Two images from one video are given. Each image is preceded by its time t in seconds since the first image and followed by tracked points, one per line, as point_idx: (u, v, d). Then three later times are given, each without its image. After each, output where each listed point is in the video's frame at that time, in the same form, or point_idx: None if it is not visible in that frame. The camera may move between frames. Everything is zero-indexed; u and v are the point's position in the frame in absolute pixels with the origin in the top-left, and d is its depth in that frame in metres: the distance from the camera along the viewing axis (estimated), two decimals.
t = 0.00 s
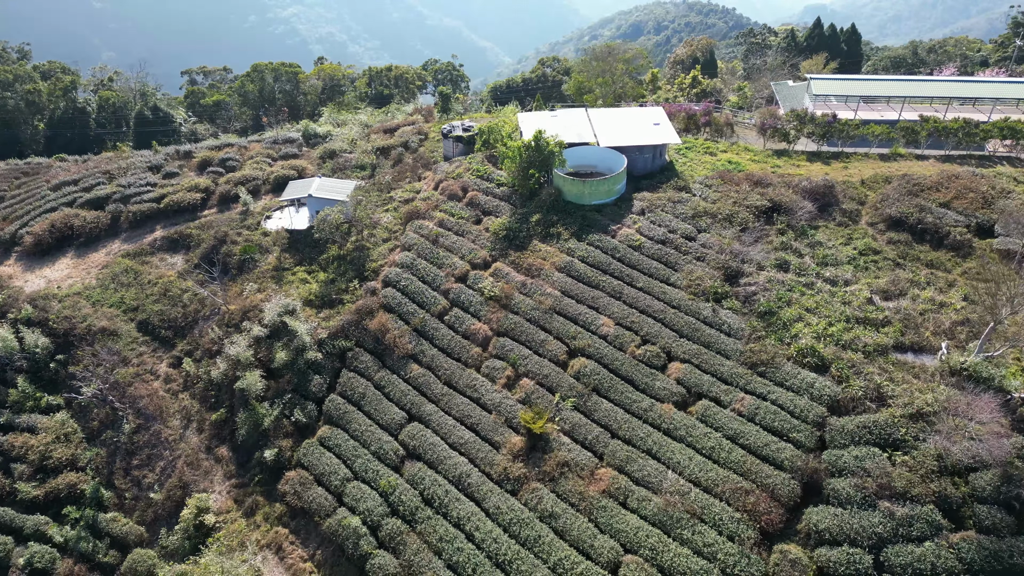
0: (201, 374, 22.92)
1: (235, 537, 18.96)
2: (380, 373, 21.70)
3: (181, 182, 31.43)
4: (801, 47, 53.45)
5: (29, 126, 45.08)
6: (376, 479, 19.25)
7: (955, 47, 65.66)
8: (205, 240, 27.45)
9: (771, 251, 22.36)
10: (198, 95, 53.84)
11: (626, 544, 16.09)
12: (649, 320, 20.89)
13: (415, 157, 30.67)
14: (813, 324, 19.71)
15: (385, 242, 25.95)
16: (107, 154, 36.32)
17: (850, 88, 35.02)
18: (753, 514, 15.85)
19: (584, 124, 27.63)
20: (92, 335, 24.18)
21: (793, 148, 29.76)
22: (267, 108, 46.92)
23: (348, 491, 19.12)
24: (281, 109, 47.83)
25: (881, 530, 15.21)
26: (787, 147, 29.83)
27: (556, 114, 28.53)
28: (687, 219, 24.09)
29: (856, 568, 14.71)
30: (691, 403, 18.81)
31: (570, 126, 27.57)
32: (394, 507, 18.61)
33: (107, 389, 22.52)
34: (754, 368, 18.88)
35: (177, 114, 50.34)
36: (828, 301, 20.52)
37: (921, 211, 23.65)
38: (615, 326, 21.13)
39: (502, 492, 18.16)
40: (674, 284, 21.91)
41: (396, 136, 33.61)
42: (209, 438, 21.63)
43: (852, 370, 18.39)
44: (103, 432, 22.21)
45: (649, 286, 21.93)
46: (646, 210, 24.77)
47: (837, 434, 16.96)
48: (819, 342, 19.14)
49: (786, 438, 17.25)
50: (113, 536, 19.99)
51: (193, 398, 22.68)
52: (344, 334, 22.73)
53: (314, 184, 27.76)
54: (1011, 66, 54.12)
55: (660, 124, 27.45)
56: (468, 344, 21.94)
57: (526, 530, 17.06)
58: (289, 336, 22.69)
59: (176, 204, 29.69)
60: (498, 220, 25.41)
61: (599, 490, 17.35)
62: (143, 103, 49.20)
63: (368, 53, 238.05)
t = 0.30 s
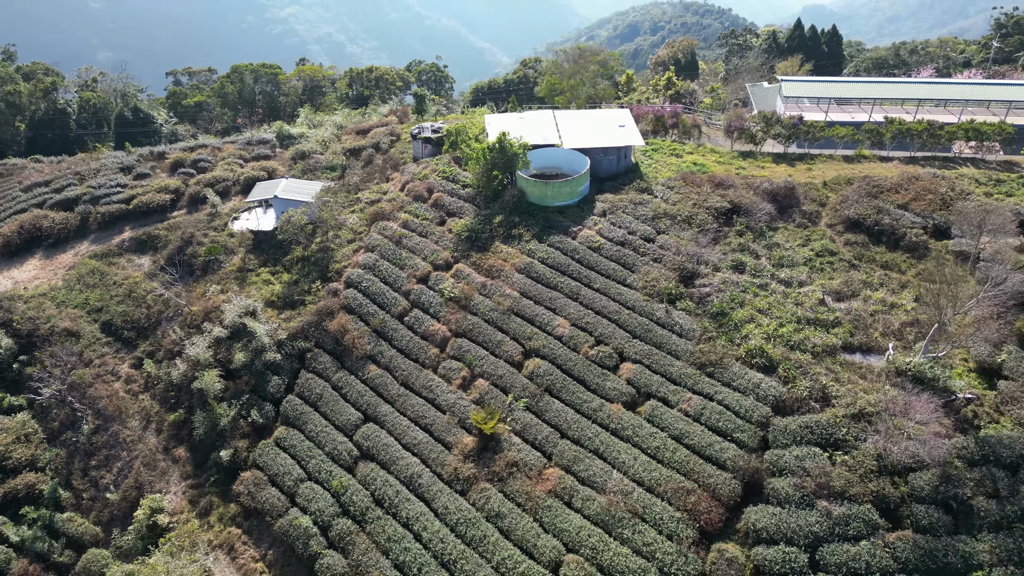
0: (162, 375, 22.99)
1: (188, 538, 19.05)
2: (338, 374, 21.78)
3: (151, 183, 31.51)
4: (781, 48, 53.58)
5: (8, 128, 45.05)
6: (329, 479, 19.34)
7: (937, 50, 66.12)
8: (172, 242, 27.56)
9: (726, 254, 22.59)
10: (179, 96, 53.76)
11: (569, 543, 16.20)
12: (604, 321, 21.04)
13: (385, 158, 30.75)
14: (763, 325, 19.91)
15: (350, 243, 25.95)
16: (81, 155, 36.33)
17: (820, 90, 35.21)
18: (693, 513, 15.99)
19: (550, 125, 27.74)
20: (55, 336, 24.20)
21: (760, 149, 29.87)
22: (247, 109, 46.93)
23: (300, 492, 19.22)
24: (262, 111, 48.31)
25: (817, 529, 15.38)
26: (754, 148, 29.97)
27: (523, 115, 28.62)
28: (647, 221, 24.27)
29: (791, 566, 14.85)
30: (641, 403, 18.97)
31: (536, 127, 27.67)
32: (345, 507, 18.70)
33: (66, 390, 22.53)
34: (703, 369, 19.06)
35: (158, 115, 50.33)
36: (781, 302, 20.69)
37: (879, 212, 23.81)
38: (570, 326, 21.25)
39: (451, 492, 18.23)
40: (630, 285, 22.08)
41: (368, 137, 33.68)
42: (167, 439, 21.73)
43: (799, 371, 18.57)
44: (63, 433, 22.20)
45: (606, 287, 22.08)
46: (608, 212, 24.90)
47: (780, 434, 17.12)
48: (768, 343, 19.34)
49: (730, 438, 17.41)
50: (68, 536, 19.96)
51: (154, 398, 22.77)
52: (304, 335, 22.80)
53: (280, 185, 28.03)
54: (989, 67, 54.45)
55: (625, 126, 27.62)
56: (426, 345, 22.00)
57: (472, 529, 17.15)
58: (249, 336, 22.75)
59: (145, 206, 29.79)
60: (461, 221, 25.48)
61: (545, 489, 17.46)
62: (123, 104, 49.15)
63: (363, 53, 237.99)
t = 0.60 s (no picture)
0: (122, 376, 23.06)
1: (141, 538, 19.15)
2: (295, 375, 21.87)
3: (121, 185, 31.61)
4: (762, 49, 53.77)
5: None
6: (281, 480, 19.43)
7: (921, 52, 66.40)
8: (139, 243, 27.66)
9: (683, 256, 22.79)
10: (161, 96, 53.68)
11: (511, 543, 16.29)
12: (559, 322, 21.15)
13: (354, 160, 30.81)
14: (714, 326, 20.12)
15: (314, 244, 26.02)
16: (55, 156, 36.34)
17: (793, 91, 35.28)
18: (634, 513, 16.12)
19: (516, 127, 27.84)
20: (17, 337, 24.23)
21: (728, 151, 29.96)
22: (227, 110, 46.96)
23: (253, 492, 19.31)
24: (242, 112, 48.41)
25: (754, 528, 15.54)
26: (721, 149, 30.11)
27: (490, 117, 28.71)
28: (607, 222, 24.44)
29: (726, 565, 14.99)
30: (591, 404, 19.09)
31: (502, 129, 27.77)
32: (296, 508, 18.79)
33: (26, 391, 22.57)
34: (652, 369, 19.21)
35: (139, 116, 50.32)
36: (733, 303, 20.89)
37: (837, 214, 23.97)
38: (526, 327, 21.33)
39: (401, 493, 18.30)
40: (587, 286, 22.22)
41: (339, 138, 33.75)
42: (125, 440, 21.82)
43: (746, 371, 18.74)
44: (24, 433, 22.19)
45: (563, 289, 22.19)
46: (569, 214, 25.03)
47: (723, 434, 17.27)
48: (717, 343, 19.53)
49: (674, 438, 17.56)
50: (24, 536, 20.00)
51: (114, 399, 22.87)
52: (264, 336, 22.88)
53: (246, 187, 28.08)
54: (969, 70, 54.80)
55: (590, 127, 27.77)
56: (384, 345, 22.07)
57: (418, 530, 17.24)
58: (209, 338, 22.84)
59: (114, 207, 29.88)
60: (424, 222, 25.55)
61: (492, 490, 17.55)
62: (103, 105, 49.10)
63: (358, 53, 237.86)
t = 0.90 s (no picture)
0: (82, 377, 23.09)
1: (94, 539, 19.21)
2: (253, 376, 21.95)
3: (91, 186, 31.66)
4: (744, 50, 53.95)
5: None
6: (234, 481, 19.51)
7: (906, 53, 66.73)
8: (106, 245, 27.75)
9: (641, 258, 22.96)
10: (142, 98, 53.61)
11: (454, 543, 16.37)
12: (514, 323, 21.23)
13: (323, 161, 30.85)
14: (666, 327, 20.31)
15: (278, 246, 26.09)
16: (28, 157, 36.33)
17: (764, 93, 35.40)
18: (575, 513, 16.23)
19: (482, 129, 27.95)
20: None
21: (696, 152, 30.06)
22: (207, 111, 47.02)
23: (205, 493, 19.39)
24: (222, 113, 48.47)
25: (692, 528, 15.68)
26: (688, 151, 30.25)
27: (457, 118, 28.74)
28: (568, 224, 24.56)
29: (663, 565, 15.12)
30: (541, 404, 19.17)
31: (467, 130, 27.84)
32: (248, 508, 18.87)
33: None
34: (603, 370, 19.33)
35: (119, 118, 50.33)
36: (686, 304, 21.10)
37: (795, 215, 24.14)
38: (482, 328, 21.39)
39: (350, 493, 18.35)
40: (544, 288, 22.33)
41: (311, 140, 33.80)
42: (84, 441, 21.87)
43: (694, 372, 18.93)
44: None
45: (521, 290, 22.28)
46: (531, 215, 25.14)
47: (667, 435, 17.41)
48: (667, 345, 19.72)
49: (620, 439, 17.69)
50: None
51: (74, 401, 22.92)
52: (224, 337, 22.99)
53: (212, 189, 28.36)
54: (949, 71, 55.15)
55: (556, 129, 27.91)
56: (341, 346, 22.15)
57: (365, 530, 17.32)
58: (169, 339, 22.89)
59: (83, 208, 29.94)
60: (387, 223, 25.59)
61: (439, 490, 17.61)
62: (83, 106, 49.08)
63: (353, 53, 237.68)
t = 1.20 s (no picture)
0: (42, 379, 23.14)
1: (47, 540, 19.29)
2: (211, 378, 22.01)
3: (61, 188, 31.73)
4: (725, 52, 54.16)
5: None
6: (187, 482, 19.58)
7: (890, 54, 66.95)
8: (72, 247, 27.81)
9: (598, 260, 23.09)
10: (123, 99, 53.62)
11: (397, 544, 16.44)
12: (469, 324, 21.26)
13: (292, 162, 30.91)
14: (618, 329, 20.45)
15: (242, 247, 26.14)
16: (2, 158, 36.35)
17: (734, 95, 35.38)
18: (517, 513, 16.31)
19: (447, 131, 28.01)
20: None
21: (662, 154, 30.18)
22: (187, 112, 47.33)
23: (158, 495, 19.48)
24: (202, 114, 48.59)
25: (631, 529, 15.80)
26: (655, 153, 30.39)
27: (424, 120, 28.81)
28: (529, 226, 24.65)
29: (600, 565, 15.22)
30: (492, 406, 19.20)
31: (433, 132, 27.94)
32: (199, 510, 18.94)
33: None
34: (553, 372, 19.40)
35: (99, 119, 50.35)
36: (640, 307, 21.26)
37: (754, 218, 24.31)
38: (438, 330, 21.40)
39: (300, 495, 18.41)
40: (501, 289, 22.38)
41: (282, 141, 33.88)
42: (42, 442, 21.93)
43: (642, 373, 19.08)
44: None
45: (478, 291, 22.30)
46: (493, 217, 25.24)
47: (612, 436, 17.52)
48: (617, 346, 19.87)
49: (566, 440, 17.77)
50: None
51: (34, 402, 22.96)
52: (184, 339, 23.08)
53: (179, 190, 28.25)
54: (930, 72, 55.44)
55: (521, 132, 28.04)
56: (299, 348, 22.21)
57: (311, 531, 17.40)
58: (128, 341, 22.94)
59: (52, 210, 30.00)
60: (350, 224, 25.61)
61: (386, 492, 17.67)
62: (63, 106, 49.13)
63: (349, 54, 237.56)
